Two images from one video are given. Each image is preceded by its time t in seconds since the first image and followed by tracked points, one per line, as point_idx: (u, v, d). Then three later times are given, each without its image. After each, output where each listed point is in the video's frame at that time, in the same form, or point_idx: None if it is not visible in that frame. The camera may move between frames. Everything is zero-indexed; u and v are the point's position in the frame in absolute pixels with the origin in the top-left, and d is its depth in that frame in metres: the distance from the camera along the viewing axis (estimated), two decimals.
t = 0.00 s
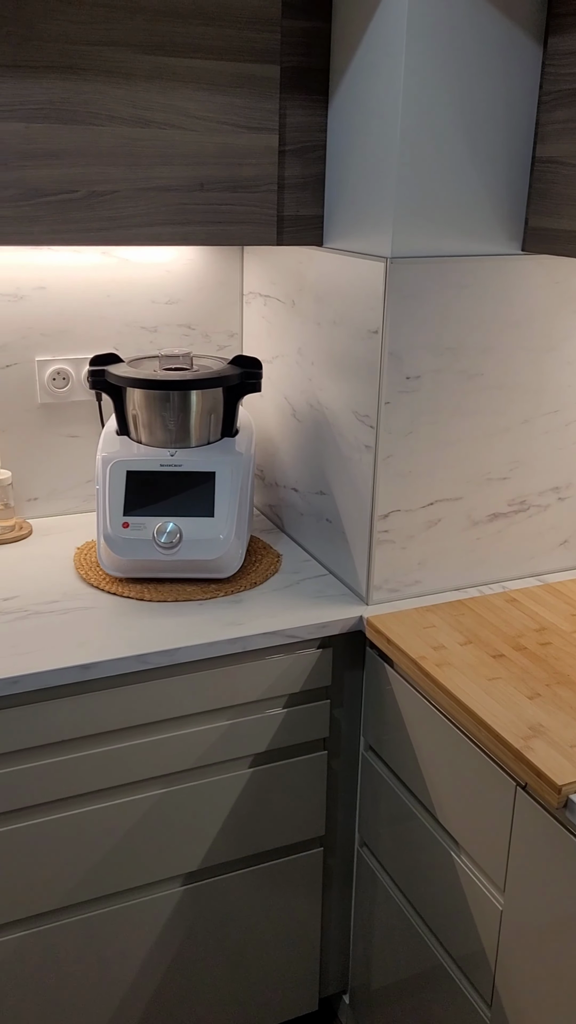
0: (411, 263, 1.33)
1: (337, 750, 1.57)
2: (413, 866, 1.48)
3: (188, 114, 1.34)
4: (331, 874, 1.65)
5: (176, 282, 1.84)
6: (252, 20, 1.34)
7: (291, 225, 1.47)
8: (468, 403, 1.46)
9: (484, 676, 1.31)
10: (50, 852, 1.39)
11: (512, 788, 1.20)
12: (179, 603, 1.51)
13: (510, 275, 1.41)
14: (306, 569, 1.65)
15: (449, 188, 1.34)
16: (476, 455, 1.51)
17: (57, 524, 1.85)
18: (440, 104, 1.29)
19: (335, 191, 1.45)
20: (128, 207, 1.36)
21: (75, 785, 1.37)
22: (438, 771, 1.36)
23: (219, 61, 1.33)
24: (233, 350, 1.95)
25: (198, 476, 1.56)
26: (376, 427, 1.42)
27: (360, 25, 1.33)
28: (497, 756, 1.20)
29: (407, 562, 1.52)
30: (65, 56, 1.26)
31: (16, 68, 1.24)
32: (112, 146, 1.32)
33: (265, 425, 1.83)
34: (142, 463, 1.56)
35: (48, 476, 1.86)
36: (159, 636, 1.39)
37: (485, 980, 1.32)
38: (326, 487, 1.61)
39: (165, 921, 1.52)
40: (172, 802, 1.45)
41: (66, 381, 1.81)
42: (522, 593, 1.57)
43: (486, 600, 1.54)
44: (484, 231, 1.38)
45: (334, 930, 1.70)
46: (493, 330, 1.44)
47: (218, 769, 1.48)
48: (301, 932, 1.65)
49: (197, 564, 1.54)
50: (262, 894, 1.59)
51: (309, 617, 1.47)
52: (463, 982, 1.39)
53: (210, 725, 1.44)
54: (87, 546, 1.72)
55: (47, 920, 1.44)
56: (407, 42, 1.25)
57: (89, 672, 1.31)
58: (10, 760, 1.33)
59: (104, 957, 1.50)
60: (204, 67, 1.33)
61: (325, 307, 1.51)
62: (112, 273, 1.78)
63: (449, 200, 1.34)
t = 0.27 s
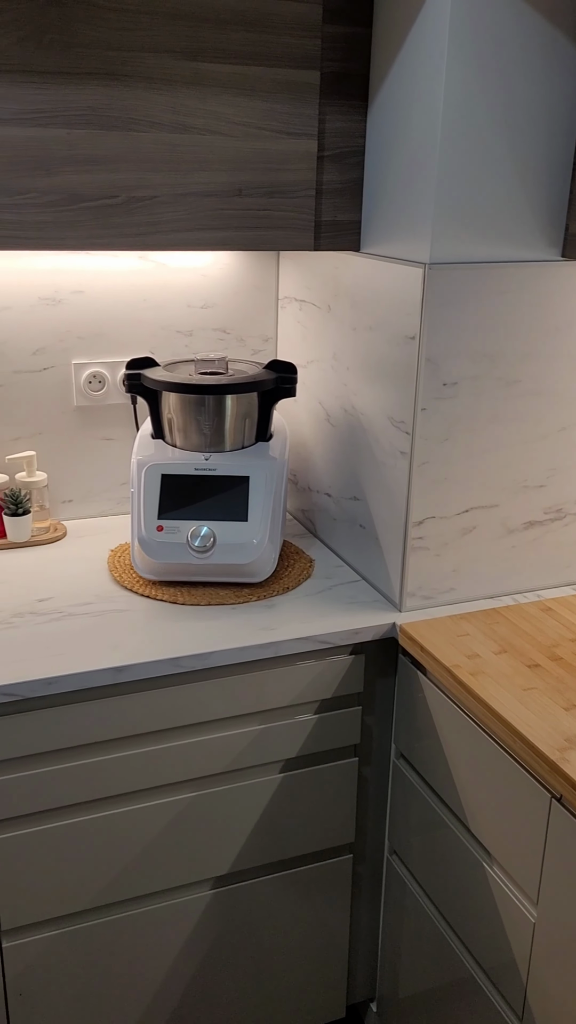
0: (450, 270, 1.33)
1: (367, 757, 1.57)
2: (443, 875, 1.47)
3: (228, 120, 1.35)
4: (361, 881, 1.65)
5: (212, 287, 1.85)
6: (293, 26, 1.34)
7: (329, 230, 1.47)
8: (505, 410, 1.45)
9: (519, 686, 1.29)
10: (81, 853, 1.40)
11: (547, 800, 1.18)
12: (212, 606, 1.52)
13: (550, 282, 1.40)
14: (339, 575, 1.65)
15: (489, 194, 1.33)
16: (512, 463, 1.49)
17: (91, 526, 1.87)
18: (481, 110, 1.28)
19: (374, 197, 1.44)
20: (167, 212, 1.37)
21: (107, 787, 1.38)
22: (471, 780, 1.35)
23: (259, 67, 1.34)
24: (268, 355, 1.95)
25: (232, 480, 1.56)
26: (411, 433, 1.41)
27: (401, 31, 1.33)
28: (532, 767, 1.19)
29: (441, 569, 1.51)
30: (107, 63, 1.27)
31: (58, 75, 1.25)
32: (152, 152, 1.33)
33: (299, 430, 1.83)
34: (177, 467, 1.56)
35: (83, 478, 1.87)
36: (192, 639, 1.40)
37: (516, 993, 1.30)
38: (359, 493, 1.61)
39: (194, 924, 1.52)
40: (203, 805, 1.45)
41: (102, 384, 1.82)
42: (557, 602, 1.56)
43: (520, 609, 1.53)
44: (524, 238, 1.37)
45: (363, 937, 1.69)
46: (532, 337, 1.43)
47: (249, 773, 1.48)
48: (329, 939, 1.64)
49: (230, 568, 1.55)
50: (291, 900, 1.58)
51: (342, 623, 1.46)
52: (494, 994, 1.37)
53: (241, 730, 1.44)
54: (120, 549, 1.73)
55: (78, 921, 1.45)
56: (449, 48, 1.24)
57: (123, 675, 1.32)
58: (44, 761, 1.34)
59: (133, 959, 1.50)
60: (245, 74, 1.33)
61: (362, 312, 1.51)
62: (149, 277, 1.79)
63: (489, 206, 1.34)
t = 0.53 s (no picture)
0: (488, 276, 1.32)
1: (398, 764, 1.56)
2: (474, 884, 1.46)
3: (267, 125, 1.35)
4: (389, 889, 1.64)
5: (246, 291, 1.85)
6: (333, 31, 1.34)
7: (365, 235, 1.47)
8: (542, 417, 1.44)
9: (554, 695, 1.28)
10: (112, 855, 1.40)
11: None
12: (244, 610, 1.52)
13: None
14: (371, 580, 1.64)
15: (529, 199, 1.32)
16: (548, 470, 1.48)
17: (123, 528, 1.87)
18: (522, 115, 1.28)
19: (411, 202, 1.44)
20: (205, 216, 1.37)
21: (138, 789, 1.38)
22: (504, 789, 1.34)
23: (299, 72, 1.34)
24: (301, 359, 1.95)
25: (266, 485, 1.56)
26: (447, 439, 1.40)
27: (442, 36, 1.32)
28: (568, 778, 1.18)
29: (475, 576, 1.50)
30: (148, 68, 1.28)
31: (100, 81, 1.26)
32: (191, 157, 1.33)
33: (331, 435, 1.82)
34: (211, 470, 1.56)
35: (116, 480, 1.88)
36: (225, 643, 1.40)
37: (548, 1005, 1.29)
38: (393, 498, 1.60)
39: (222, 928, 1.52)
40: (233, 809, 1.45)
41: (136, 387, 1.83)
42: None
43: (554, 618, 1.52)
44: (563, 243, 1.36)
45: (390, 945, 1.68)
46: (570, 344, 1.41)
47: (279, 778, 1.48)
48: (357, 945, 1.64)
49: (263, 572, 1.55)
50: (319, 905, 1.58)
51: (375, 629, 1.46)
52: (524, 1006, 1.36)
53: (272, 734, 1.44)
54: (153, 551, 1.74)
55: (107, 922, 1.45)
56: (491, 53, 1.23)
57: (156, 677, 1.32)
58: (76, 762, 1.34)
59: (161, 960, 1.50)
60: (284, 79, 1.34)
61: (398, 317, 1.50)
62: (184, 281, 1.80)
63: (528, 211, 1.33)
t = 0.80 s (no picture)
0: (522, 282, 1.31)
1: (425, 772, 1.55)
2: (501, 895, 1.44)
3: (301, 131, 1.35)
4: (415, 897, 1.63)
5: (277, 296, 1.85)
6: (368, 37, 1.34)
7: (398, 241, 1.47)
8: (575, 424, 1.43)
9: None
10: (138, 859, 1.40)
11: None
12: (273, 615, 1.52)
13: None
14: (399, 587, 1.63)
15: (564, 205, 1.31)
16: None
17: (152, 531, 1.88)
18: (559, 120, 1.27)
19: (445, 208, 1.44)
20: (238, 222, 1.37)
21: (165, 794, 1.38)
22: (534, 800, 1.33)
23: (333, 78, 1.34)
24: (331, 364, 1.95)
25: (296, 490, 1.56)
26: (478, 446, 1.40)
27: (478, 42, 1.32)
28: None
29: (505, 584, 1.49)
30: (184, 75, 1.28)
31: (135, 87, 1.27)
32: (225, 163, 1.34)
33: (361, 440, 1.82)
34: (240, 475, 1.56)
35: (145, 484, 1.89)
36: (252, 649, 1.40)
37: None
38: (422, 504, 1.60)
39: (247, 933, 1.52)
40: (259, 815, 1.45)
41: (166, 391, 1.84)
42: None
43: None
44: None
45: (416, 954, 1.67)
46: None
47: (306, 784, 1.47)
48: (382, 953, 1.63)
49: (292, 577, 1.55)
50: (344, 912, 1.57)
51: (403, 636, 1.45)
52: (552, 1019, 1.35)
53: (299, 740, 1.44)
54: (181, 555, 1.74)
55: (133, 925, 1.46)
56: (528, 59, 1.23)
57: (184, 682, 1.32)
58: (104, 765, 1.35)
59: (186, 965, 1.50)
60: (319, 85, 1.34)
61: (429, 323, 1.49)
62: (215, 285, 1.80)
63: (564, 218, 1.32)
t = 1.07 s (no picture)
0: (555, 289, 1.30)
1: (451, 781, 1.54)
2: (528, 906, 1.43)
3: (333, 138, 1.36)
4: (440, 906, 1.62)
5: (305, 302, 1.86)
6: (401, 45, 1.35)
7: (429, 248, 1.47)
8: None
9: None
10: (164, 864, 1.40)
11: None
12: (300, 621, 1.52)
13: None
14: (426, 594, 1.63)
15: None
16: None
17: (178, 536, 1.89)
18: None
19: (476, 215, 1.43)
20: (270, 229, 1.38)
21: (192, 800, 1.39)
22: (562, 811, 1.32)
23: (366, 86, 1.35)
24: (358, 370, 1.95)
25: (324, 496, 1.56)
26: (509, 454, 1.39)
27: (511, 49, 1.32)
28: None
29: (533, 592, 1.49)
30: (219, 83, 1.29)
31: (170, 95, 1.28)
32: (257, 170, 1.34)
33: (388, 446, 1.82)
34: (268, 481, 1.56)
35: (172, 488, 1.90)
36: (280, 655, 1.40)
37: None
38: (450, 511, 1.59)
39: (271, 939, 1.52)
40: (285, 821, 1.45)
41: (194, 396, 1.84)
42: None
43: None
44: None
45: (440, 964, 1.66)
46: None
47: (331, 791, 1.47)
48: (406, 961, 1.63)
49: (319, 583, 1.55)
50: (368, 919, 1.57)
51: (431, 644, 1.45)
52: None
53: (326, 747, 1.43)
54: (208, 559, 1.75)
55: (158, 929, 1.46)
56: (563, 66, 1.22)
57: (212, 688, 1.33)
58: (131, 770, 1.35)
59: (210, 970, 1.51)
60: (352, 93, 1.34)
61: (459, 330, 1.49)
62: (244, 291, 1.81)
63: None
